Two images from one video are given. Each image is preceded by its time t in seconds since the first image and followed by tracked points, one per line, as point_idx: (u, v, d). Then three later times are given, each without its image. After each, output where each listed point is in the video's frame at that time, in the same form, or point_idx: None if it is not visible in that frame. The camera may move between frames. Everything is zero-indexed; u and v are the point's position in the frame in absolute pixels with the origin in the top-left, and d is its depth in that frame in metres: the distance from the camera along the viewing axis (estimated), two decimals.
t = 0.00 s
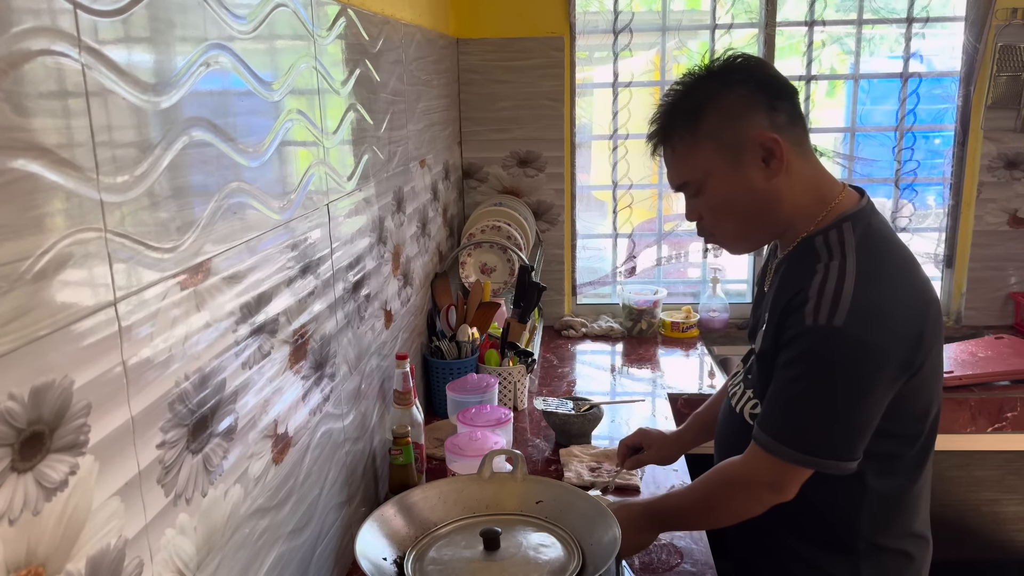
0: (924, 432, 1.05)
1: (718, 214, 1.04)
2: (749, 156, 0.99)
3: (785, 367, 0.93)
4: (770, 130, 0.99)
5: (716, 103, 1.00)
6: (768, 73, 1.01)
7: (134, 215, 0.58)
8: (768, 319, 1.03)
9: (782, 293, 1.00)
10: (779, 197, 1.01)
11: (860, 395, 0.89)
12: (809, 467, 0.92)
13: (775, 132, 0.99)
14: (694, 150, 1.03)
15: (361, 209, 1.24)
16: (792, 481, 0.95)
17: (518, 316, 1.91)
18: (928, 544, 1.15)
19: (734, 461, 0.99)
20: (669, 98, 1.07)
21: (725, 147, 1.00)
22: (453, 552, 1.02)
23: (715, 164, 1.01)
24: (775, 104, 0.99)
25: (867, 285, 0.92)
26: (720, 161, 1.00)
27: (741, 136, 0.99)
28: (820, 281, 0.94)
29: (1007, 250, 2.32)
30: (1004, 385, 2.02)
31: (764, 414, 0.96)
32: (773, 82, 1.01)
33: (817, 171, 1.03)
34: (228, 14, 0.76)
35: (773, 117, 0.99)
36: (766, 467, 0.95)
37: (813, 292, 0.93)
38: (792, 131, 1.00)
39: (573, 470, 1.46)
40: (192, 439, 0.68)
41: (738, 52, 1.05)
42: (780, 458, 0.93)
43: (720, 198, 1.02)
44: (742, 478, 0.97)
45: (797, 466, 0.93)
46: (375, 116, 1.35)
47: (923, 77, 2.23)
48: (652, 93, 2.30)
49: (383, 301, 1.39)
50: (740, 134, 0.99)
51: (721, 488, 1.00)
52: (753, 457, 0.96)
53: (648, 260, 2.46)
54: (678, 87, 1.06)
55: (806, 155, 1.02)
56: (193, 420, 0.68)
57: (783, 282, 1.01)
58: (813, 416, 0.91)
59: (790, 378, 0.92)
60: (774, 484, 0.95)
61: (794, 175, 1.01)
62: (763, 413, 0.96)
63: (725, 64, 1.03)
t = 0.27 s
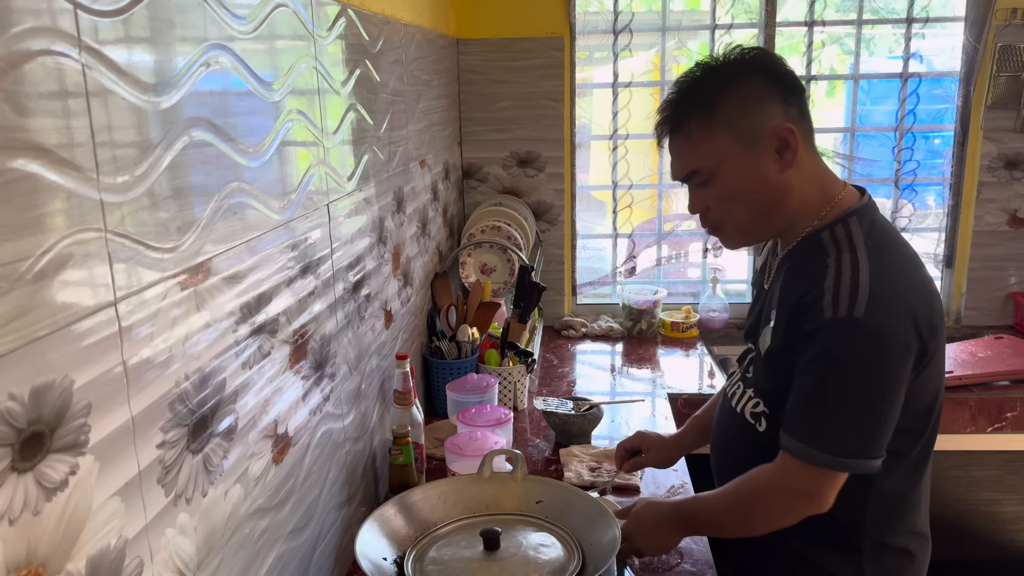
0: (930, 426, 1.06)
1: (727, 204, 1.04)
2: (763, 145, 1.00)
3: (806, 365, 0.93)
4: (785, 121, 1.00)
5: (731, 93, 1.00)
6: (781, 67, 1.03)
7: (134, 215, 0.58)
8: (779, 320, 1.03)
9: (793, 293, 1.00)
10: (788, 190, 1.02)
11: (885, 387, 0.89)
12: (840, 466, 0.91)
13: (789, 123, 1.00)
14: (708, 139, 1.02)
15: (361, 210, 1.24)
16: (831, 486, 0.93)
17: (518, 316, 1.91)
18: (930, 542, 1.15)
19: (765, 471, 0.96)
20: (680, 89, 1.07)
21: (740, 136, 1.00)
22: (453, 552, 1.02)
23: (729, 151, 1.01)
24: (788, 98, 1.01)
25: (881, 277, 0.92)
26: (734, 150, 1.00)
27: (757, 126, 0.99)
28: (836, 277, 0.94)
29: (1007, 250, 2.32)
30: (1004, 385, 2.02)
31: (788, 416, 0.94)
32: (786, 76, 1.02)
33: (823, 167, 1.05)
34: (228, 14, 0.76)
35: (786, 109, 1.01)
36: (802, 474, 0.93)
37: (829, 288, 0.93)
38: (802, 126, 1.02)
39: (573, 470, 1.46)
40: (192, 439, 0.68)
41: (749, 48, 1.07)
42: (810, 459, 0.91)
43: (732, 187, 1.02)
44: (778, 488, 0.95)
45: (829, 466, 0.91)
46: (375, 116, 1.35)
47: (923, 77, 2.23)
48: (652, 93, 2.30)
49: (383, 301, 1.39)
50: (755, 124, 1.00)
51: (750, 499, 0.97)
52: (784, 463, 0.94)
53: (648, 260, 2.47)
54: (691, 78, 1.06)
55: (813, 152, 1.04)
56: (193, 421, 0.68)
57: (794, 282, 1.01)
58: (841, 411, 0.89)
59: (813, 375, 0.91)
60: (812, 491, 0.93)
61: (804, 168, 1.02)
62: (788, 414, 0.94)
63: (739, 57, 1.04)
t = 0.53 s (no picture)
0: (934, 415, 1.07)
1: (733, 202, 1.04)
2: (766, 142, 1.00)
3: (855, 365, 0.89)
4: (784, 118, 1.01)
5: (732, 93, 1.01)
6: (775, 66, 1.04)
7: (134, 216, 0.58)
8: (806, 323, 1.00)
9: (819, 295, 0.97)
10: (791, 185, 1.03)
11: (942, 369, 0.86)
12: (925, 461, 0.87)
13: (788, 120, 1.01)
14: (711, 139, 1.02)
15: (361, 210, 1.24)
16: (928, 479, 0.89)
17: (518, 316, 1.91)
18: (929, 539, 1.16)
19: (854, 494, 0.90)
20: (678, 93, 1.07)
21: (743, 134, 1.00)
22: (453, 552, 1.02)
23: (733, 149, 1.01)
24: (784, 95, 1.02)
25: (908, 261, 0.91)
26: (739, 147, 1.01)
27: (759, 123, 1.00)
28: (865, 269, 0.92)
29: (1007, 250, 2.32)
30: (1004, 385, 2.01)
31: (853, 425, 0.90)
32: (780, 75, 1.04)
33: (821, 163, 1.06)
34: (229, 15, 0.76)
35: (784, 106, 1.02)
36: (893, 481, 0.88)
37: (862, 281, 0.91)
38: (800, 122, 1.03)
39: (573, 470, 1.46)
40: (192, 439, 0.68)
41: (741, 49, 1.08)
42: (896, 464, 0.87)
43: (738, 184, 1.02)
44: (876, 505, 0.89)
45: (913, 464, 0.87)
46: (376, 116, 1.35)
47: (923, 77, 2.23)
48: (652, 93, 2.30)
49: (383, 301, 1.39)
50: (757, 121, 1.00)
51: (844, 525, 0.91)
52: (870, 476, 0.89)
53: (648, 260, 2.47)
54: (689, 82, 1.06)
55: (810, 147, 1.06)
56: (193, 421, 0.68)
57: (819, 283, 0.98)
58: (911, 405, 0.86)
59: (869, 374, 0.87)
60: (912, 497, 0.89)
61: (803, 163, 1.04)
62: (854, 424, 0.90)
63: (734, 58, 1.05)
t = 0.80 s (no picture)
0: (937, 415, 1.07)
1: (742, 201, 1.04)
2: (773, 141, 1.00)
3: (872, 363, 0.89)
4: (789, 116, 1.01)
5: (737, 93, 1.01)
6: (775, 66, 1.05)
7: (134, 215, 0.58)
8: (819, 322, 1.00)
9: (833, 293, 0.97)
10: (798, 184, 1.03)
11: (957, 363, 0.87)
12: (940, 456, 0.88)
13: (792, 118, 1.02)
14: (717, 139, 1.02)
15: (361, 210, 1.24)
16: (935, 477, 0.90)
17: (518, 316, 1.91)
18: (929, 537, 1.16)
19: (873, 494, 0.91)
20: (680, 95, 1.07)
21: (750, 134, 1.00)
22: (453, 552, 1.02)
23: (742, 149, 1.01)
24: (786, 94, 1.03)
25: (922, 260, 0.91)
26: (746, 147, 1.00)
27: (765, 122, 1.00)
28: (880, 266, 0.92)
29: (1007, 250, 2.32)
30: (1004, 385, 2.01)
31: (868, 423, 0.90)
32: (780, 75, 1.04)
33: (823, 161, 1.07)
34: (229, 15, 0.76)
35: (786, 105, 1.02)
36: (908, 478, 0.89)
37: (878, 278, 0.91)
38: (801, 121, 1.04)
39: (573, 470, 1.46)
40: (192, 439, 0.68)
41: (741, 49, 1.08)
42: (914, 460, 0.87)
43: (746, 184, 1.02)
44: (894, 503, 0.90)
45: (928, 459, 0.88)
46: (375, 116, 1.35)
47: (923, 77, 2.23)
48: (652, 93, 2.30)
49: (383, 301, 1.39)
50: (763, 120, 1.00)
51: (865, 526, 0.91)
52: (887, 474, 0.90)
53: (648, 260, 2.47)
54: (691, 83, 1.06)
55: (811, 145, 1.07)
56: (193, 421, 0.68)
57: (833, 281, 0.99)
58: (928, 401, 0.86)
59: (887, 371, 0.87)
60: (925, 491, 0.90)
61: (808, 161, 1.04)
62: (869, 421, 0.90)
63: (735, 58, 1.05)
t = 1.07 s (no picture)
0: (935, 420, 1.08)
1: (746, 201, 1.03)
2: (779, 141, 1.00)
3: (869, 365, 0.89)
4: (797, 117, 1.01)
5: (746, 91, 1.00)
6: (785, 66, 1.04)
7: (134, 216, 0.58)
8: (819, 323, 1.00)
9: (835, 294, 0.98)
10: (804, 185, 1.03)
11: (952, 371, 0.87)
12: (927, 462, 0.88)
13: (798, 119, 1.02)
14: (724, 136, 1.01)
15: (361, 210, 1.24)
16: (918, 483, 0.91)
17: (518, 316, 1.91)
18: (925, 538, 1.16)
19: (856, 497, 0.91)
20: (688, 91, 1.06)
21: (757, 133, 1.00)
22: (453, 552, 1.02)
23: (749, 147, 1.00)
24: (794, 94, 1.03)
25: (925, 265, 0.91)
26: (753, 146, 1.00)
27: (772, 122, 1.00)
28: (882, 270, 0.92)
29: (1007, 250, 2.32)
30: (1004, 385, 2.02)
31: (859, 425, 0.90)
32: (790, 74, 1.04)
33: (827, 163, 1.07)
34: (229, 14, 0.76)
35: (794, 105, 1.03)
36: (891, 482, 0.90)
37: (879, 282, 0.91)
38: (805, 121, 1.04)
39: (573, 470, 1.46)
40: (192, 439, 0.68)
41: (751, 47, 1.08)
42: (903, 463, 0.88)
43: (752, 183, 1.02)
44: (877, 507, 0.91)
45: (914, 465, 0.88)
46: (376, 117, 1.35)
47: (923, 77, 2.23)
48: (652, 93, 2.30)
49: (383, 301, 1.39)
50: (771, 120, 1.00)
51: (847, 529, 0.92)
52: (872, 477, 0.90)
53: (648, 259, 2.47)
54: (700, 79, 1.05)
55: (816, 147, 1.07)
56: (193, 421, 0.68)
57: (835, 284, 0.99)
58: (921, 406, 0.87)
59: (882, 375, 0.88)
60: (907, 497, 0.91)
61: (813, 162, 1.04)
62: (861, 424, 0.90)
63: (745, 56, 1.04)
